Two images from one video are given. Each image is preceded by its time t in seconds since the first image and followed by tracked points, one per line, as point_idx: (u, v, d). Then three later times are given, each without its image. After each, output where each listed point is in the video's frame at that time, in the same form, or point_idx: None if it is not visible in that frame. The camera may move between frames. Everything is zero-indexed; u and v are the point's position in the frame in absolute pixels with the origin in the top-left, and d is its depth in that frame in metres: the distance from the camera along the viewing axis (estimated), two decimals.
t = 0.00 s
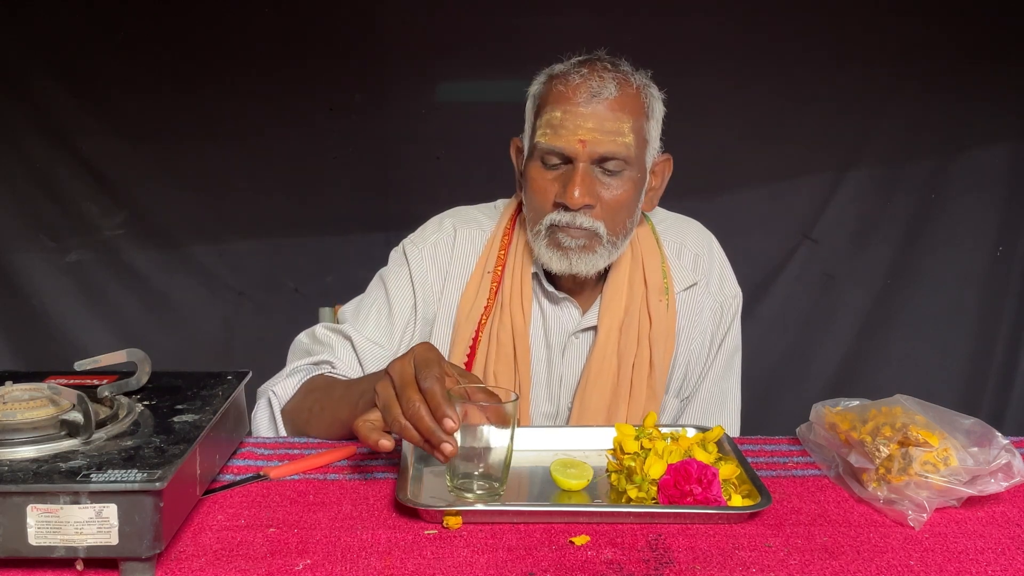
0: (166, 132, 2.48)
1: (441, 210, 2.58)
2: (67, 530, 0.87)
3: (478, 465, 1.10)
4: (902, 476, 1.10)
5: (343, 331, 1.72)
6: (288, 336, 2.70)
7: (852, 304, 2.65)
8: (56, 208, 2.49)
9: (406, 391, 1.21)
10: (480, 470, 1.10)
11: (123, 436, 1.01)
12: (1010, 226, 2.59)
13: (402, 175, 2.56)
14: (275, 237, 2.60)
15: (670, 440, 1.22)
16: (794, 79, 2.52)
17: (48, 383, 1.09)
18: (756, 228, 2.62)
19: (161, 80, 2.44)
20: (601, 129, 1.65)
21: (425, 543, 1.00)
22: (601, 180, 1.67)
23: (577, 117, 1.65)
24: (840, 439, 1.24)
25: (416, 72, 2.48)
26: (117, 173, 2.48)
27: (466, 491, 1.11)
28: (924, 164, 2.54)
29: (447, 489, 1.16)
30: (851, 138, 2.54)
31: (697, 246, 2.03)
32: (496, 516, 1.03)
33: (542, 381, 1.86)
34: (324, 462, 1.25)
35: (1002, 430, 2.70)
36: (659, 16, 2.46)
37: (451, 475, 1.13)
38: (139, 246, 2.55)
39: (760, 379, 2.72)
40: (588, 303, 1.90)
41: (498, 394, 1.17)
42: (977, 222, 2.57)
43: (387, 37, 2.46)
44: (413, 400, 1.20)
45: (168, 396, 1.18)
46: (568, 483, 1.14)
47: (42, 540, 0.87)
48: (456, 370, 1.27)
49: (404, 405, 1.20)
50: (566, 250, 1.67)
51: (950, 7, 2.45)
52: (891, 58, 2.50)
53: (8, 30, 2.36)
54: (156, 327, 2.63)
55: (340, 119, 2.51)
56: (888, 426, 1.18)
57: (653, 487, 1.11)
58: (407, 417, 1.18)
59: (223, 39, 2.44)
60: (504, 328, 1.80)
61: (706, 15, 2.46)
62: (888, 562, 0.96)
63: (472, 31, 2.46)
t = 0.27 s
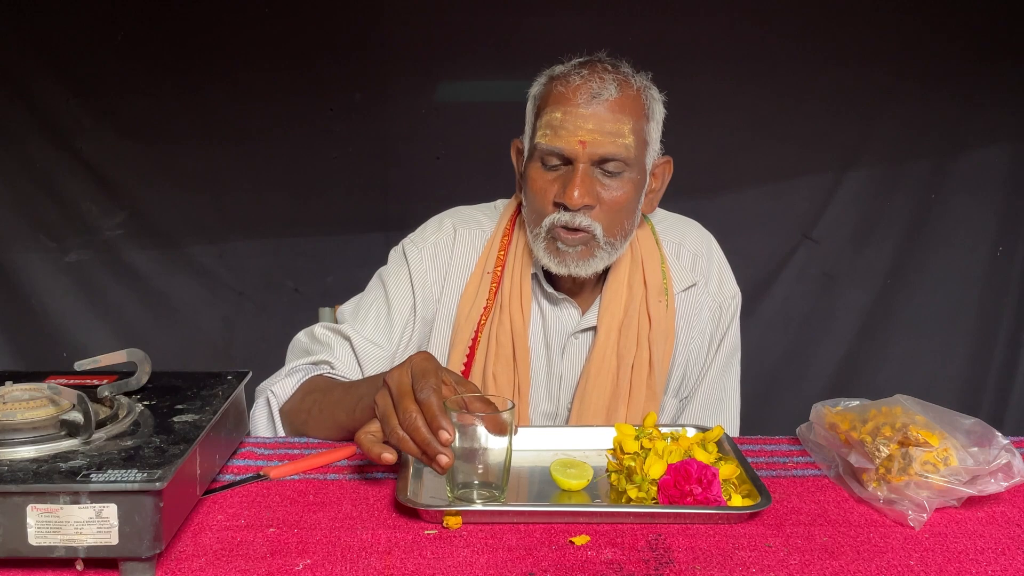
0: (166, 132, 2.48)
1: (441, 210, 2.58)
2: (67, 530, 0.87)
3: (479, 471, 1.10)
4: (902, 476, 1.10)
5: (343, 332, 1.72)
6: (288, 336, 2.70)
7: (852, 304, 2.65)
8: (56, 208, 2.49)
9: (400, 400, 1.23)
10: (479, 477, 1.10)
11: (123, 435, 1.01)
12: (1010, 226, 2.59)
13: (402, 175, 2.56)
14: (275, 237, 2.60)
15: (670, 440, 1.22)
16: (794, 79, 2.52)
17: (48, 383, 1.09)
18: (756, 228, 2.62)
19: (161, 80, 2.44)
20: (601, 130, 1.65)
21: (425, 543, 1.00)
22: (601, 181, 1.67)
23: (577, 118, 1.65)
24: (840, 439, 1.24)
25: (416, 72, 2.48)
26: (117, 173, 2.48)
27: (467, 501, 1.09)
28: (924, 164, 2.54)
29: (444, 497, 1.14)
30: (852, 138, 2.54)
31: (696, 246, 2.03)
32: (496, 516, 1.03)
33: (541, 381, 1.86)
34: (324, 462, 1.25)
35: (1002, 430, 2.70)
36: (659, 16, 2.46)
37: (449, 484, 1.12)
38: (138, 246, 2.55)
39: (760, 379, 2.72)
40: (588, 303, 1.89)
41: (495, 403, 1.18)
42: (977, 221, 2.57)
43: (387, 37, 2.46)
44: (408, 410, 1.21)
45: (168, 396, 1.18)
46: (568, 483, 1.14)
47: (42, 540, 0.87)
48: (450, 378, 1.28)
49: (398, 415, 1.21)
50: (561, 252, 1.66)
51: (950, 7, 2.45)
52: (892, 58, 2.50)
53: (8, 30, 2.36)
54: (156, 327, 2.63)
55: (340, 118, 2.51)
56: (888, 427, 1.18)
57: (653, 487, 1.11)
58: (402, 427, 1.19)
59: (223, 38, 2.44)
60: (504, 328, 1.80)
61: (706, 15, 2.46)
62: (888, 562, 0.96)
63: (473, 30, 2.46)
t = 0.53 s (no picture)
0: (166, 132, 2.48)
1: (441, 210, 2.58)
2: (68, 530, 0.87)
3: (478, 471, 1.10)
4: (902, 476, 1.10)
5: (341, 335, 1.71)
6: (288, 336, 2.69)
7: (852, 304, 2.65)
8: (56, 208, 2.49)
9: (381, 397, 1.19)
10: (478, 477, 1.10)
11: (123, 435, 1.01)
12: (1010, 226, 2.59)
13: (403, 175, 2.56)
14: (275, 237, 2.60)
15: (670, 440, 1.22)
16: (794, 79, 2.52)
17: (48, 383, 1.09)
18: (756, 228, 2.62)
19: (161, 80, 2.44)
20: (605, 109, 1.67)
21: (425, 543, 1.00)
22: (606, 162, 1.69)
23: (581, 99, 1.68)
24: (840, 439, 1.24)
25: (416, 72, 2.48)
26: (116, 173, 2.48)
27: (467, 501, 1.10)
28: (924, 164, 2.54)
29: (442, 497, 1.14)
30: (852, 138, 2.54)
31: (696, 247, 2.03)
32: (496, 516, 1.03)
33: (541, 382, 1.86)
34: (324, 463, 1.24)
35: (1001, 430, 2.70)
36: (659, 16, 2.46)
37: (449, 484, 1.12)
38: (138, 246, 2.55)
39: (760, 379, 2.72)
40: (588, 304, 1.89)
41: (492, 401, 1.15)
42: (977, 221, 2.57)
43: (387, 37, 2.46)
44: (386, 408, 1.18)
45: (168, 397, 1.18)
46: (568, 483, 1.14)
47: (42, 540, 0.87)
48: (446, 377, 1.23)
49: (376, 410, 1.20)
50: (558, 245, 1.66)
51: (950, 7, 2.45)
52: (892, 58, 2.50)
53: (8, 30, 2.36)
54: (156, 327, 2.62)
55: (340, 118, 2.51)
56: (888, 426, 1.18)
57: (653, 487, 1.11)
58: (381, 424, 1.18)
59: (223, 38, 2.44)
60: (504, 329, 1.80)
61: (706, 14, 2.46)
62: (888, 562, 0.96)
63: (473, 31, 2.46)
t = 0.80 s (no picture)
0: (166, 132, 2.48)
1: (441, 210, 2.58)
2: (68, 530, 0.87)
3: (478, 471, 1.10)
4: (902, 476, 1.10)
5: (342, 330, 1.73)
6: (287, 336, 2.69)
7: (851, 304, 2.65)
8: (56, 208, 2.49)
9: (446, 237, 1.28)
10: (479, 477, 1.10)
11: (123, 435, 1.01)
12: (1010, 226, 2.59)
13: (402, 175, 2.56)
14: (274, 237, 2.60)
15: (670, 440, 1.22)
16: (794, 79, 2.52)
17: (49, 383, 1.09)
18: (755, 228, 2.62)
19: (161, 80, 2.45)
20: (594, 121, 1.66)
21: (425, 543, 1.00)
22: (599, 172, 1.68)
23: (569, 113, 1.66)
24: (840, 439, 1.24)
25: (416, 72, 2.48)
26: (116, 173, 2.48)
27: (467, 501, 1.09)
28: (924, 164, 2.54)
29: (441, 498, 1.14)
30: (852, 138, 2.54)
31: (696, 248, 2.03)
32: (496, 516, 1.03)
33: (541, 384, 1.85)
34: (324, 462, 1.25)
35: (1001, 430, 2.70)
36: (659, 16, 2.46)
37: (448, 484, 1.11)
38: (138, 246, 2.55)
39: (760, 379, 2.72)
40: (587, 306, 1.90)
41: (495, 403, 1.18)
42: (977, 222, 2.57)
43: (387, 37, 2.46)
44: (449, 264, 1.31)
45: (168, 396, 1.18)
46: (568, 483, 1.14)
47: (42, 540, 0.87)
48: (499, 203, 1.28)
49: (443, 263, 1.30)
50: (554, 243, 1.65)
51: (950, 7, 2.45)
52: (891, 58, 2.50)
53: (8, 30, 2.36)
54: (156, 327, 2.62)
55: (340, 119, 2.51)
56: (888, 427, 1.18)
57: (653, 487, 1.11)
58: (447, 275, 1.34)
59: (223, 39, 2.44)
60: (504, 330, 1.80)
61: (706, 15, 2.46)
62: (888, 562, 0.96)
63: (473, 31, 2.46)
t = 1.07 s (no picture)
0: (166, 132, 2.48)
1: (441, 210, 2.58)
2: (68, 530, 0.87)
3: (478, 471, 1.10)
4: (902, 476, 1.10)
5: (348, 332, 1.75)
6: (287, 336, 2.69)
7: (851, 304, 2.65)
8: (56, 208, 2.50)
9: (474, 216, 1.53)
10: (479, 477, 1.10)
11: (123, 435, 1.01)
12: (1010, 226, 2.59)
13: (402, 176, 2.56)
14: (274, 237, 2.60)
15: (670, 440, 1.22)
16: (794, 79, 2.52)
17: (49, 383, 1.09)
18: (755, 228, 2.62)
19: (161, 80, 2.45)
20: (576, 122, 1.65)
21: (425, 543, 1.00)
22: (584, 173, 1.69)
23: (552, 115, 1.65)
24: (840, 439, 1.24)
25: (416, 72, 2.48)
26: (116, 173, 2.48)
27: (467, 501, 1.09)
28: (924, 164, 2.54)
29: (441, 497, 1.14)
30: (852, 138, 2.54)
31: (697, 248, 2.03)
32: (496, 516, 1.03)
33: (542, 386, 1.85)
34: (324, 463, 1.24)
35: (1001, 430, 2.70)
36: (659, 16, 2.46)
37: (449, 484, 1.11)
38: (138, 246, 2.55)
39: (760, 379, 2.72)
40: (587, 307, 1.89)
41: (495, 403, 1.18)
42: (977, 222, 2.57)
43: (387, 37, 2.46)
44: (471, 248, 1.57)
45: (168, 397, 1.18)
46: (568, 483, 1.14)
47: (42, 540, 0.87)
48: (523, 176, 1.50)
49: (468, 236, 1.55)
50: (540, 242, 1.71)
51: (950, 8, 2.45)
52: (891, 58, 2.50)
53: (8, 30, 2.36)
54: (155, 327, 2.62)
55: (340, 119, 2.51)
56: (888, 427, 1.18)
57: (653, 487, 1.11)
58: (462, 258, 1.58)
59: (223, 39, 2.44)
60: (504, 331, 1.80)
61: (707, 15, 2.46)
62: (888, 562, 0.96)
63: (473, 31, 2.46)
